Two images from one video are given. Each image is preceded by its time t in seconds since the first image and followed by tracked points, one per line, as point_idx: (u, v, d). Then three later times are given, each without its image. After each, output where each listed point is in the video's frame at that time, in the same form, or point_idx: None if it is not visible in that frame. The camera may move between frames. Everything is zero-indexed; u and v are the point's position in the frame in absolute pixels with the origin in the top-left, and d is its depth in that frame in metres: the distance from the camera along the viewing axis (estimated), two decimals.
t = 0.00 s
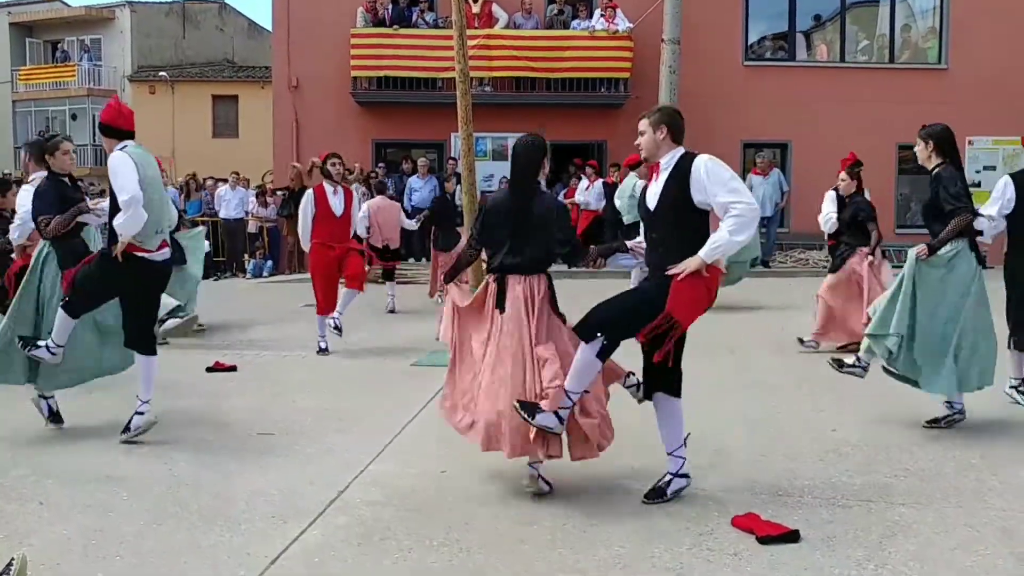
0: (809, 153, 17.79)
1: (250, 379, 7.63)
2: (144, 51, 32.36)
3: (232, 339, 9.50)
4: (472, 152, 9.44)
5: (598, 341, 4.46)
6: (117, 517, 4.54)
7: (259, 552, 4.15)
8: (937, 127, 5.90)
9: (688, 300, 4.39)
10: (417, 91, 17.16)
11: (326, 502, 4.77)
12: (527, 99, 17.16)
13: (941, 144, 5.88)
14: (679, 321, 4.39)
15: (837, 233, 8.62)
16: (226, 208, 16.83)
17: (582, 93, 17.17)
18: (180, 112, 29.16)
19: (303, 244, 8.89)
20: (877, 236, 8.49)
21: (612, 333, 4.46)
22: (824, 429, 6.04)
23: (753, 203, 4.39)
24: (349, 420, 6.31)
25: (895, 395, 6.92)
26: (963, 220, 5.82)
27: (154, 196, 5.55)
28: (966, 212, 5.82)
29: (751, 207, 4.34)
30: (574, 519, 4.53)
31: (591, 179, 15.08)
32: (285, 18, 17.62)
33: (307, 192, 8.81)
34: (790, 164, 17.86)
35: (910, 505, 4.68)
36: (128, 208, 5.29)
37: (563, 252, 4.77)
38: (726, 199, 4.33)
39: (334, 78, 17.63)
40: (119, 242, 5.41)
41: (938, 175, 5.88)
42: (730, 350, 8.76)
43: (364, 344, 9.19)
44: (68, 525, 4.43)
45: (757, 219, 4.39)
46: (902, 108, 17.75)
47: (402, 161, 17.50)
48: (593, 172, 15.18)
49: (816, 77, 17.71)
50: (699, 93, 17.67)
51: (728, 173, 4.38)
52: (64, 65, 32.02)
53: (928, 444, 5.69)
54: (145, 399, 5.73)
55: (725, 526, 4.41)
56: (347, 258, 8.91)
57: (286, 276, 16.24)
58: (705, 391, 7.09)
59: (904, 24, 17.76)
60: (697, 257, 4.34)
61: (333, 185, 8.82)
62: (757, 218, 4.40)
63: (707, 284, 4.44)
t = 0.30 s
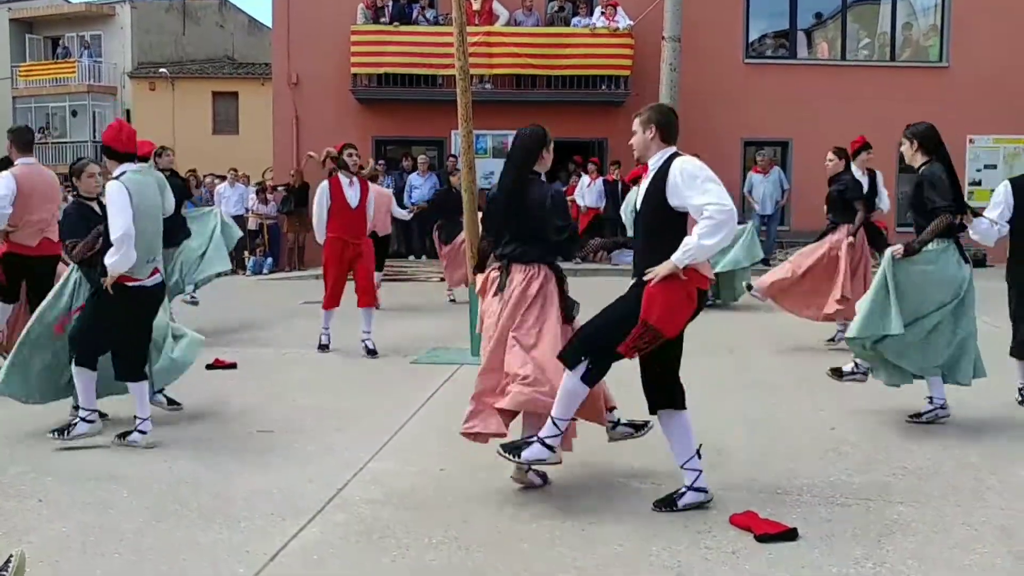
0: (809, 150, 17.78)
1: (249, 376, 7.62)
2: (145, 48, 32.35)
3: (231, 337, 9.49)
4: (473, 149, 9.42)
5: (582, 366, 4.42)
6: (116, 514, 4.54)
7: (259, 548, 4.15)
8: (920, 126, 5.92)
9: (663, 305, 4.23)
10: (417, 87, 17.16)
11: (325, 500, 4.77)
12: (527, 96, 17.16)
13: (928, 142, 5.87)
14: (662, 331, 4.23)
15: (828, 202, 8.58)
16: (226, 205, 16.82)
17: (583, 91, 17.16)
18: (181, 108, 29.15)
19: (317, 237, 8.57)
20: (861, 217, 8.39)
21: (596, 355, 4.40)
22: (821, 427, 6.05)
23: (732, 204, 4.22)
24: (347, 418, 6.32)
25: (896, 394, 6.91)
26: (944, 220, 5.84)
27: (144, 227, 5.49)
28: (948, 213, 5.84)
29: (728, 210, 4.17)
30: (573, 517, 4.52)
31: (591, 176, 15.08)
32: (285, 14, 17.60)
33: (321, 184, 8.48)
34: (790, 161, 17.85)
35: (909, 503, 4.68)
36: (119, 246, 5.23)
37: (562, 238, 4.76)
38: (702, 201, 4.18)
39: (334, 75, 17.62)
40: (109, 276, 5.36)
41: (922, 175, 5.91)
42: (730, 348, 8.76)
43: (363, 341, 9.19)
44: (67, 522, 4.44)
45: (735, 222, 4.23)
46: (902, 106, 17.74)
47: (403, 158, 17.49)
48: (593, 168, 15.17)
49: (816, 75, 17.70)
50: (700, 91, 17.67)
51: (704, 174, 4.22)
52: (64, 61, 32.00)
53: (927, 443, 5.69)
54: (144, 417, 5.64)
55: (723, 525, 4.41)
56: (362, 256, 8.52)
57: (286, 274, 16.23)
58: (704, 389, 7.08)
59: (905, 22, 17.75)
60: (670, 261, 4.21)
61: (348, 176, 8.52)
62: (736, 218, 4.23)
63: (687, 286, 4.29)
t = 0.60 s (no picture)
0: (809, 149, 17.78)
1: (248, 375, 7.63)
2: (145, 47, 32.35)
3: (230, 336, 9.49)
4: (472, 148, 9.41)
5: (619, 417, 4.36)
6: (116, 514, 4.54)
7: (260, 548, 4.16)
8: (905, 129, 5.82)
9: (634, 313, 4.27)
10: (417, 86, 17.15)
11: (325, 499, 4.77)
12: (527, 95, 17.14)
13: (911, 146, 5.78)
14: (642, 337, 4.28)
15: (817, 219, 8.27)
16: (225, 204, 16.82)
17: (583, 89, 17.15)
18: (181, 107, 29.15)
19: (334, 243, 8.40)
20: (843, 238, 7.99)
21: (629, 401, 4.35)
22: (821, 425, 6.05)
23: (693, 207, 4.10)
24: (347, 417, 6.32)
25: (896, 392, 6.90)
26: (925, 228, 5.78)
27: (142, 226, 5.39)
28: (927, 221, 5.77)
29: (683, 211, 4.04)
30: (573, 515, 4.53)
31: (591, 174, 15.08)
32: (285, 13, 17.59)
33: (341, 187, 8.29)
34: (790, 160, 17.85)
35: (908, 501, 4.68)
36: (122, 238, 5.12)
37: (548, 229, 4.85)
38: (662, 200, 4.10)
39: (334, 74, 17.61)
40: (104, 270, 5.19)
41: (907, 177, 5.84)
42: (730, 347, 8.76)
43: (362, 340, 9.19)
44: (67, 522, 4.43)
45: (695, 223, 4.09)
46: (902, 104, 17.74)
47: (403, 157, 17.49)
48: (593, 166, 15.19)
49: (816, 73, 17.69)
50: (700, 89, 17.66)
51: (673, 173, 4.15)
52: (63, 61, 32.00)
53: (926, 441, 5.69)
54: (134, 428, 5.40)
55: (723, 523, 4.41)
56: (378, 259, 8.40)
57: (286, 272, 16.23)
58: (703, 388, 7.09)
59: (904, 20, 17.74)
60: (629, 263, 4.20)
61: (370, 178, 8.34)
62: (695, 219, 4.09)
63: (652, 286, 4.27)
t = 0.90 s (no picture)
0: (809, 148, 17.77)
1: (248, 375, 7.62)
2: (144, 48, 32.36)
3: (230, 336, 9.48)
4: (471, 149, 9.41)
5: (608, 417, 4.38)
6: (115, 514, 4.53)
7: (259, 547, 4.15)
8: (886, 132, 5.92)
9: (620, 327, 4.30)
10: (417, 87, 17.15)
11: (325, 498, 4.77)
12: (527, 95, 17.14)
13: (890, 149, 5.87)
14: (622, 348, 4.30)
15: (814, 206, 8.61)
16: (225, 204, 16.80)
17: (582, 89, 17.14)
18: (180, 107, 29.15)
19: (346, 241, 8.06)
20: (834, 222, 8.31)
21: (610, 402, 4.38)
22: (821, 424, 6.04)
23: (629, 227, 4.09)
24: (347, 416, 6.32)
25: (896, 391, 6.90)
26: (884, 227, 5.85)
27: (125, 196, 5.31)
28: (881, 221, 5.86)
29: (615, 231, 4.06)
30: (573, 515, 4.52)
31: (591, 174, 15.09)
32: (285, 13, 17.59)
33: (357, 182, 7.99)
34: (790, 159, 17.85)
35: (908, 500, 4.67)
36: (100, 210, 5.04)
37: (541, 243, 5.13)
38: (598, 219, 4.12)
39: (333, 74, 17.62)
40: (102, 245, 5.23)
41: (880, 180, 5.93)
42: (730, 346, 8.76)
43: (362, 340, 9.18)
44: (65, 523, 4.42)
45: (629, 242, 4.08)
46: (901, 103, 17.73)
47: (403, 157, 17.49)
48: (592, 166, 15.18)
49: (815, 72, 17.69)
50: (699, 89, 17.67)
51: (615, 192, 4.13)
52: (63, 62, 32.00)
53: (925, 440, 5.69)
54: (122, 415, 5.39)
55: (722, 522, 4.41)
56: (396, 255, 8.11)
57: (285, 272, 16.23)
58: (703, 387, 7.09)
59: (904, 19, 17.74)
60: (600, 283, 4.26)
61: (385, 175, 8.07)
62: (631, 239, 4.08)
63: (629, 301, 4.29)
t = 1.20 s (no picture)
0: (808, 149, 17.80)
1: (248, 375, 7.65)
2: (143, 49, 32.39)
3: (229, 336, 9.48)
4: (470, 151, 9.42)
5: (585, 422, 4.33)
6: (114, 515, 4.53)
7: (257, 550, 4.14)
8: (879, 119, 5.93)
9: (599, 329, 4.27)
10: (416, 89, 17.17)
11: (325, 499, 4.77)
12: (527, 97, 17.16)
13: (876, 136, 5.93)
14: (607, 349, 4.27)
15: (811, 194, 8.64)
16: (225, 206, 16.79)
17: (581, 91, 17.15)
18: (179, 109, 29.16)
19: (359, 246, 7.63)
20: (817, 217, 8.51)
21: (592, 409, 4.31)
22: (820, 425, 6.06)
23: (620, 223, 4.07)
24: (346, 417, 6.33)
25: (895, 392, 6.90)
26: (869, 204, 5.82)
27: (119, 230, 5.24)
28: (869, 197, 5.83)
29: (606, 227, 4.03)
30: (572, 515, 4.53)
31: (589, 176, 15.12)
32: (284, 15, 17.60)
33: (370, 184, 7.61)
34: (789, 161, 17.88)
35: (907, 501, 4.69)
36: (93, 243, 4.96)
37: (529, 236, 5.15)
38: (588, 213, 4.09)
39: (332, 76, 17.64)
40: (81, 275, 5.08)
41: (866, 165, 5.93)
42: (728, 347, 8.78)
43: (361, 341, 9.21)
44: (64, 524, 4.42)
45: (619, 240, 4.06)
46: (899, 105, 17.77)
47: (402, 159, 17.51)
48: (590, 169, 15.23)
49: (814, 74, 17.71)
50: (697, 91, 17.69)
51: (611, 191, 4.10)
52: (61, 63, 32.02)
53: (925, 441, 5.70)
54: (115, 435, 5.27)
55: (721, 522, 4.42)
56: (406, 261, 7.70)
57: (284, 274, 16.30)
58: (702, 388, 7.10)
59: (902, 21, 17.77)
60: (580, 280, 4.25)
61: (397, 176, 7.74)
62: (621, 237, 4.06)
63: (610, 301, 4.27)
